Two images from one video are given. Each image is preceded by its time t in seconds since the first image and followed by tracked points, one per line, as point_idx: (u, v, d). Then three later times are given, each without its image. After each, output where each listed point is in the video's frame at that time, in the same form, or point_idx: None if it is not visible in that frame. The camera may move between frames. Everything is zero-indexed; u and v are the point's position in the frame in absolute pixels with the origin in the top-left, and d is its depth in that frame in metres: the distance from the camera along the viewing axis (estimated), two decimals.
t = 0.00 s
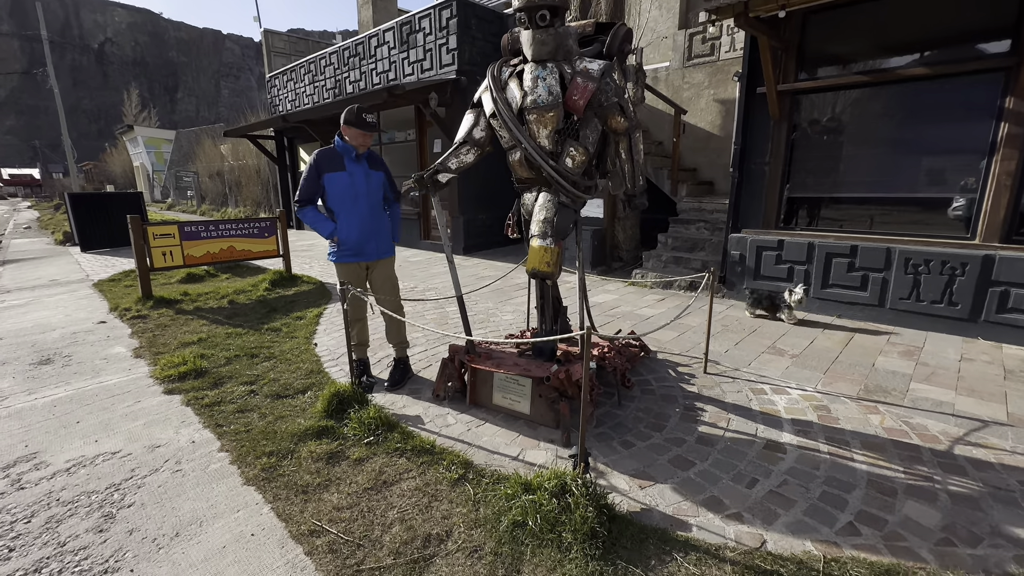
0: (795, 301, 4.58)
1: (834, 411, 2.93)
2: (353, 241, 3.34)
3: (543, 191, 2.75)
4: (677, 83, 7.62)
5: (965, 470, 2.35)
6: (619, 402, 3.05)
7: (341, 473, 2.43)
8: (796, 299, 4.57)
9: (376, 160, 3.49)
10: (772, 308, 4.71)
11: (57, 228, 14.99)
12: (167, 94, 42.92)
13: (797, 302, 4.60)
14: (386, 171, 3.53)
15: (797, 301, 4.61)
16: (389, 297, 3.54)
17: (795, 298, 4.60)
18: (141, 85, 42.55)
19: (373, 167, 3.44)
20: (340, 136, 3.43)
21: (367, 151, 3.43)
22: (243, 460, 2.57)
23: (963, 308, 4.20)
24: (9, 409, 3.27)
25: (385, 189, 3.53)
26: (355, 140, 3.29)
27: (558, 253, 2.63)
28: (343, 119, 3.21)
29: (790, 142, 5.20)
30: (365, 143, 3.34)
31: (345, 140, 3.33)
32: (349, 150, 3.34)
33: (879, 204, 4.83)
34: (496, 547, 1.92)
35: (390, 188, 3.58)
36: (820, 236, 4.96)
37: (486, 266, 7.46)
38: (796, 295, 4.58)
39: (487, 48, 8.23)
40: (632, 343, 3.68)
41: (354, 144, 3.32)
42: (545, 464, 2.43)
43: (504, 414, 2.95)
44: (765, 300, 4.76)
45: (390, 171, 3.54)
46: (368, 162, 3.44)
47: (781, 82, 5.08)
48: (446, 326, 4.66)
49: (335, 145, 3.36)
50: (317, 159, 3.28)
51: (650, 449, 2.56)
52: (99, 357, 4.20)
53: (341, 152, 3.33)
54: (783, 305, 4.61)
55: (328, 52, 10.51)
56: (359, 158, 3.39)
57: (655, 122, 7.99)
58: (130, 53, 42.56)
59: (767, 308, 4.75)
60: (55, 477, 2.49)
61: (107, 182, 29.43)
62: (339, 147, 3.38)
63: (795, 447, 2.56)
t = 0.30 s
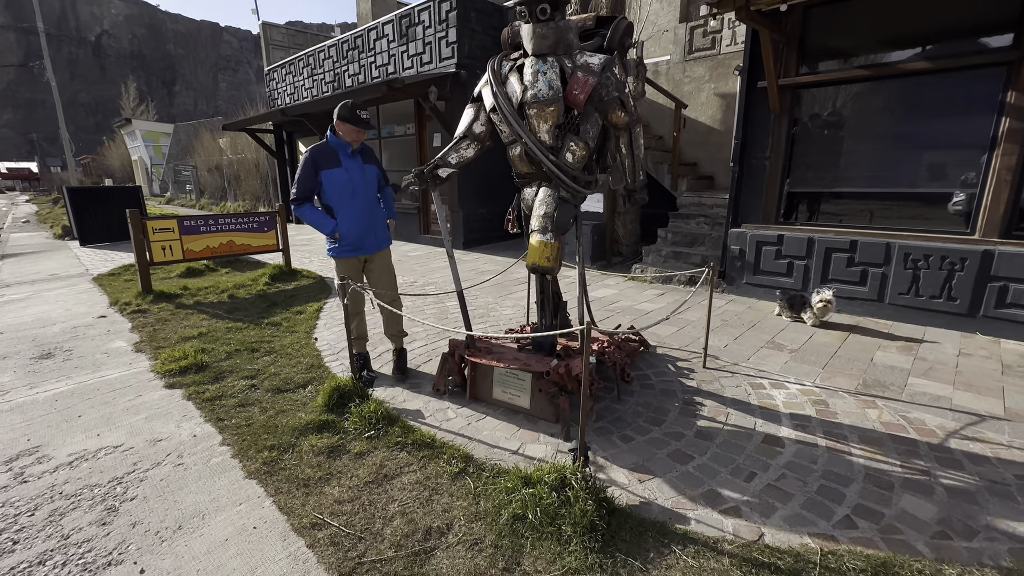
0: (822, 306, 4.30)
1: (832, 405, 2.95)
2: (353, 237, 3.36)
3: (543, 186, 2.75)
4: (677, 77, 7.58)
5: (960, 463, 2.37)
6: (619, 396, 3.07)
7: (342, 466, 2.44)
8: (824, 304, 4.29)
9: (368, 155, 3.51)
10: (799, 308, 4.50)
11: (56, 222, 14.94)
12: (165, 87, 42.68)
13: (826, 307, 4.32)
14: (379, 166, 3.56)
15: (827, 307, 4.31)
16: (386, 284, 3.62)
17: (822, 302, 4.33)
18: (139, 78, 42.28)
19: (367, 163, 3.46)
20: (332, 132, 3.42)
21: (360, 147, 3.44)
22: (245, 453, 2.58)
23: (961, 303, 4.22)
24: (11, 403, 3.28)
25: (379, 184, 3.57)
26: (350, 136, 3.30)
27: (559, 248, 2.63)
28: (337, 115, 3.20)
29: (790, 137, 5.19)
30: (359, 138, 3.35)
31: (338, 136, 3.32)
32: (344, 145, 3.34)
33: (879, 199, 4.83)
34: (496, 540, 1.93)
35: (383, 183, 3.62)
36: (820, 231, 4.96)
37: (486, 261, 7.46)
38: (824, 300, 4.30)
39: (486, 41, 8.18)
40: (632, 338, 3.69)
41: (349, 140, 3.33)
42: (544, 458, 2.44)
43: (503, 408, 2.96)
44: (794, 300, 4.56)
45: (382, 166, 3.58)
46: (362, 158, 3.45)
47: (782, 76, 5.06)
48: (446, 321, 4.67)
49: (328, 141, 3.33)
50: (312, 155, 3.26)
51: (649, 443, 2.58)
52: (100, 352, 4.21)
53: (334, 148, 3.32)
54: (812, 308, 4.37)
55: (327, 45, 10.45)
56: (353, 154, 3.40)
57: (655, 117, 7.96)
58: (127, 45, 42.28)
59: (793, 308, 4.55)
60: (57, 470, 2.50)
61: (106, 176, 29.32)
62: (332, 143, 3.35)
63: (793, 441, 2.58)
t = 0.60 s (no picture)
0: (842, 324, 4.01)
1: (831, 402, 2.96)
2: (351, 233, 3.36)
3: (542, 183, 2.75)
4: (677, 73, 7.57)
5: (958, 460, 2.38)
6: (617, 393, 3.08)
7: (341, 463, 2.45)
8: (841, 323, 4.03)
9: (365, 153, 3.52)
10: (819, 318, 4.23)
11: (54, 218, 14.90)
12: (163, 83, 42.52)
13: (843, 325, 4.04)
14: (376, 164, 3.58)
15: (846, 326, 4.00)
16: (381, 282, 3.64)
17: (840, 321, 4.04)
18: (136, 74, 42.08)
19: (365, 160, 3.47)
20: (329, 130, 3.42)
21: (357, 145, 3.45)
22: (244, 450, 2.58)
23: (959, 300, 4.22)
24: (10, 400, 3.28)
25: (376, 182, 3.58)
26: (348, 134, 3.31)
27: (558, 245, 2.62)
28: (335, 113, 3.20)
29: (789, 134, 5.18)
30: (357, 136, 3.36)
31: (336, 133, 3.32)
32: (341, 143, 3.34)
33: (878, 197, 4.83)
34: (495, 536, 1.94)
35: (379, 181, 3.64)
36: (819, 228, 4.96)
37: (486, 258, 7.45)
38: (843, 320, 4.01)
39: (485, 37, 8.15)
40: (630, 336, 3.69)
41: (347, 138, 3.33)
42: (543, 454, 2.45)
43: (502, 405, 2.97)
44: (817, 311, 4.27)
45: (379, 163, 3.59)
46: (360, 155, 3.46)
47: (782, 73, 5.05)
48: (445, 318, 4.68)
49: (326, 139, 3.34)
50: (309, 153, 3.26)
51: (648, 440, 2.58)
52: (99, 348, 4.21)
53: (332, 144, 3.32)
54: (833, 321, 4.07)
55: (325, 41, 10.40)
56: (351, 152, 3.41)
57: (655, 113, 7.95)
58: (124, 41, 42.09)
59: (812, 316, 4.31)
60: (57, 467, 2.51)
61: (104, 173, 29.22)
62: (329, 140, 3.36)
63: (791, 438, 2.59)
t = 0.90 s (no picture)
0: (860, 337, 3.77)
1: (828, 400, 2.96)
2: (348, 229, 3.35)
3: (540, 181, 2.74)
4: (676, 71, 7.56)
5: (955, 458, 2.38)
6: (616, 391, 3.08)
7: (339, 461, 2.45)
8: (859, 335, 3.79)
9: (368, 152, 3.53)
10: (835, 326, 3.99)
11: (51, 217, 14.85)
12: (161, 81, 42.41)
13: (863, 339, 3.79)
14: (378, 164, 3.59)
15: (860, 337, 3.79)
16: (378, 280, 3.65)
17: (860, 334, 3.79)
18: (134, 71, 41.93)
19: (367, 160, 3.48)
20: (334, 129, 3.43)
21: (361, 145, 3.46)
22: (242, 449, 2.58)
23: (957, 298, 4.23)
24: (7, 399, 3.28)
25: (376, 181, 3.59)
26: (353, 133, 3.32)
27: (556, 244, 2.62)
28: (340, 113, 3.20)
29: (788, 132, 5.18)
30: (361, 137, 3.37)
31: (340, 132, 3.34)
32: (345, 141, 3.35)
33: (877, 195, 4.83)
34: (493, 533, 1.94)
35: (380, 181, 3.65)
36: (818, 226, 4.96)
37: (485, 256, 7.44)
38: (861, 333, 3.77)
39: (484, 35, 8.13)
40: (629, 334, 3.69)
41: (350, 137, 3.34)
42: (541, 452, 2.45)
43: (500, 403, 2.97)
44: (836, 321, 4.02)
45: (381, 164, 3.61)
46: (362, 155, 3.47)
47: (780, 70, 5.05)
48: (444, 316, 4.67)
49: (330, 136, 3.35)
50: (312, 150, 3.26)
51: (646, 438, 2.59)
52: (97, 347, 4.20)
53: (336, 143, 3.33)
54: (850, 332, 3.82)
55: (324, 39, 10.37)
56: (354, 151, 3.42)
57: (653, 111, 7.94)
58: (122, 38, 41.95)
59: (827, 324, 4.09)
60: (54, 466, 2.50)
61: (101, 171, 29.14)
62: (333, 139, 3.36)
63: (789, 435, 2.59)
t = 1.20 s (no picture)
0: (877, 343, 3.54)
1: (827, 399, 2.97)
2: (343, 226, 3.35)
3: (539, 180, 2.74)
4: (675, 71, 7.56)
5: (953, 456, 2.39)
6: (615, 390, 3.08)
7: (339, 461, 2.45)
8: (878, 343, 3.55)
9: (369, 152, 3.52)
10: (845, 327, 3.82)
11: (49, 217, 14.82)
12: (160, 81, 42.35)
13: (882, 348, 3.54)
14: (377, 164, 3.59)
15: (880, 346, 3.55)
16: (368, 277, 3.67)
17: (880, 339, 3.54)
18: (132, 71, 41.85)
19: (366, 160, 3.48)
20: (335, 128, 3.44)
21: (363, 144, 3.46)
22: (241, 448, 2.58)
23: (956, 296, 4.24)
24: (6, 399, 3.27)
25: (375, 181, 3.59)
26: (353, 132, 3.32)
27: (555, 243, 2.62)
28: (341, 113, 3.20)
29: (787, 131, 5.18)
30: (361, 137, 3.36)
31: (340, 131, 3.33)
32: (345, 140, 3.35)
33: (875, 193, 4.84)
34: (492, 533, 1.94)
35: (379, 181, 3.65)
36: (816, 225, 4.97)
37: (484, 255, 7.44)
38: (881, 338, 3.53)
39: (482, 34, 8.13)
40: (628, 333, 3.69)
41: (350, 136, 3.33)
42: (541, 451, 2.45)
43: (499, 402, 2.97)
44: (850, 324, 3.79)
45: (381, 165, 3.59)
46: (362, 154, 3.47)
47: (779, 70, 5.05)
48: (443, 316, 4.67)
49: (331, 135, 3.35)
50: (313, 148, 3.27)
51: (645, 437, 2.59)
52: (96, 347, 4.20)
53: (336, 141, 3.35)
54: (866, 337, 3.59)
55: (322, 38, 10.36)
56: (354, 150, 3.41)
57: (653, 110, 7.94)
58: (120, 38, 41.88)
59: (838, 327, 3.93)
60: (53, 466, 2.50)
61: (100, 171, 29.09)
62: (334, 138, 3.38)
63: (788, 434, 2.59)
